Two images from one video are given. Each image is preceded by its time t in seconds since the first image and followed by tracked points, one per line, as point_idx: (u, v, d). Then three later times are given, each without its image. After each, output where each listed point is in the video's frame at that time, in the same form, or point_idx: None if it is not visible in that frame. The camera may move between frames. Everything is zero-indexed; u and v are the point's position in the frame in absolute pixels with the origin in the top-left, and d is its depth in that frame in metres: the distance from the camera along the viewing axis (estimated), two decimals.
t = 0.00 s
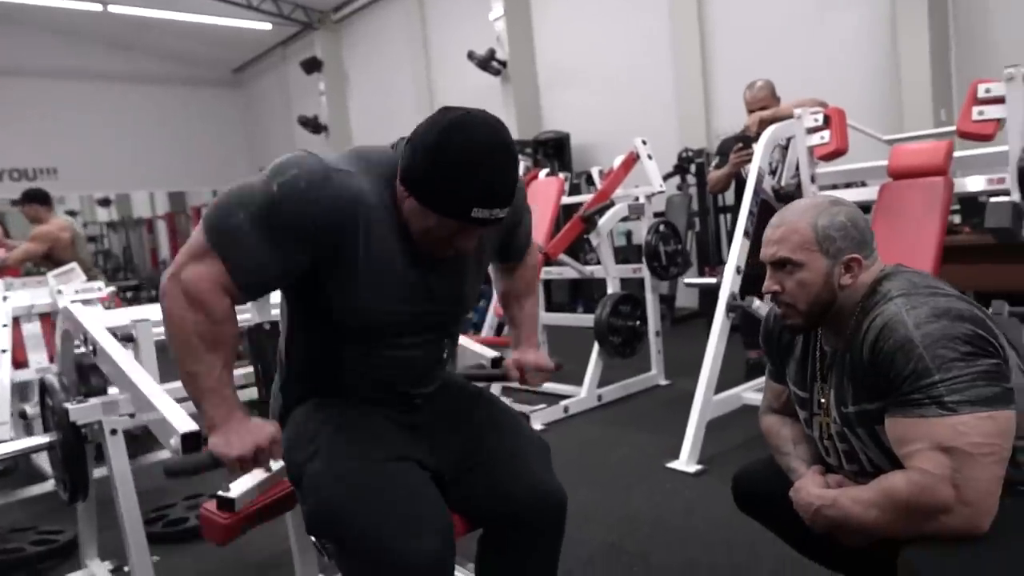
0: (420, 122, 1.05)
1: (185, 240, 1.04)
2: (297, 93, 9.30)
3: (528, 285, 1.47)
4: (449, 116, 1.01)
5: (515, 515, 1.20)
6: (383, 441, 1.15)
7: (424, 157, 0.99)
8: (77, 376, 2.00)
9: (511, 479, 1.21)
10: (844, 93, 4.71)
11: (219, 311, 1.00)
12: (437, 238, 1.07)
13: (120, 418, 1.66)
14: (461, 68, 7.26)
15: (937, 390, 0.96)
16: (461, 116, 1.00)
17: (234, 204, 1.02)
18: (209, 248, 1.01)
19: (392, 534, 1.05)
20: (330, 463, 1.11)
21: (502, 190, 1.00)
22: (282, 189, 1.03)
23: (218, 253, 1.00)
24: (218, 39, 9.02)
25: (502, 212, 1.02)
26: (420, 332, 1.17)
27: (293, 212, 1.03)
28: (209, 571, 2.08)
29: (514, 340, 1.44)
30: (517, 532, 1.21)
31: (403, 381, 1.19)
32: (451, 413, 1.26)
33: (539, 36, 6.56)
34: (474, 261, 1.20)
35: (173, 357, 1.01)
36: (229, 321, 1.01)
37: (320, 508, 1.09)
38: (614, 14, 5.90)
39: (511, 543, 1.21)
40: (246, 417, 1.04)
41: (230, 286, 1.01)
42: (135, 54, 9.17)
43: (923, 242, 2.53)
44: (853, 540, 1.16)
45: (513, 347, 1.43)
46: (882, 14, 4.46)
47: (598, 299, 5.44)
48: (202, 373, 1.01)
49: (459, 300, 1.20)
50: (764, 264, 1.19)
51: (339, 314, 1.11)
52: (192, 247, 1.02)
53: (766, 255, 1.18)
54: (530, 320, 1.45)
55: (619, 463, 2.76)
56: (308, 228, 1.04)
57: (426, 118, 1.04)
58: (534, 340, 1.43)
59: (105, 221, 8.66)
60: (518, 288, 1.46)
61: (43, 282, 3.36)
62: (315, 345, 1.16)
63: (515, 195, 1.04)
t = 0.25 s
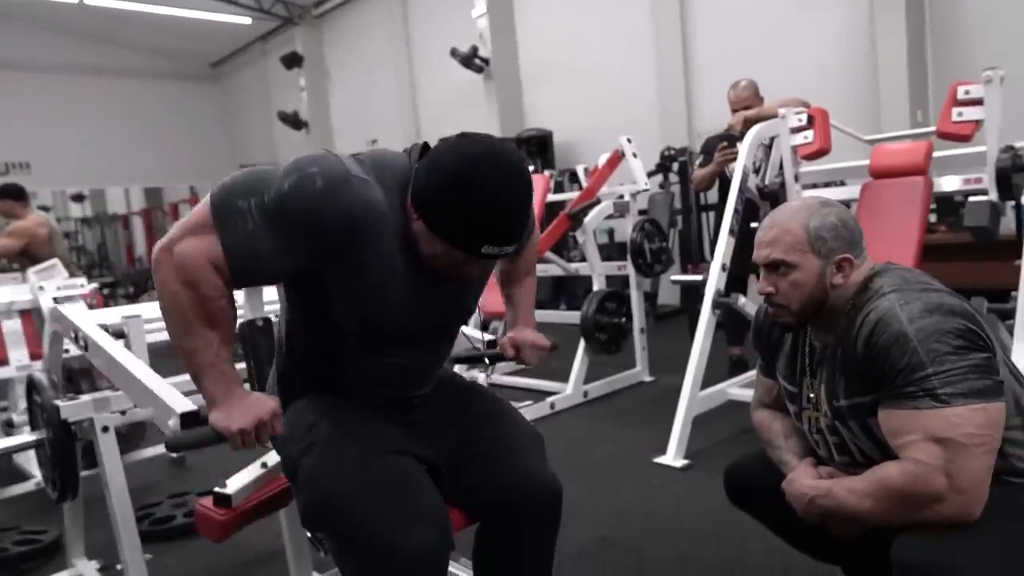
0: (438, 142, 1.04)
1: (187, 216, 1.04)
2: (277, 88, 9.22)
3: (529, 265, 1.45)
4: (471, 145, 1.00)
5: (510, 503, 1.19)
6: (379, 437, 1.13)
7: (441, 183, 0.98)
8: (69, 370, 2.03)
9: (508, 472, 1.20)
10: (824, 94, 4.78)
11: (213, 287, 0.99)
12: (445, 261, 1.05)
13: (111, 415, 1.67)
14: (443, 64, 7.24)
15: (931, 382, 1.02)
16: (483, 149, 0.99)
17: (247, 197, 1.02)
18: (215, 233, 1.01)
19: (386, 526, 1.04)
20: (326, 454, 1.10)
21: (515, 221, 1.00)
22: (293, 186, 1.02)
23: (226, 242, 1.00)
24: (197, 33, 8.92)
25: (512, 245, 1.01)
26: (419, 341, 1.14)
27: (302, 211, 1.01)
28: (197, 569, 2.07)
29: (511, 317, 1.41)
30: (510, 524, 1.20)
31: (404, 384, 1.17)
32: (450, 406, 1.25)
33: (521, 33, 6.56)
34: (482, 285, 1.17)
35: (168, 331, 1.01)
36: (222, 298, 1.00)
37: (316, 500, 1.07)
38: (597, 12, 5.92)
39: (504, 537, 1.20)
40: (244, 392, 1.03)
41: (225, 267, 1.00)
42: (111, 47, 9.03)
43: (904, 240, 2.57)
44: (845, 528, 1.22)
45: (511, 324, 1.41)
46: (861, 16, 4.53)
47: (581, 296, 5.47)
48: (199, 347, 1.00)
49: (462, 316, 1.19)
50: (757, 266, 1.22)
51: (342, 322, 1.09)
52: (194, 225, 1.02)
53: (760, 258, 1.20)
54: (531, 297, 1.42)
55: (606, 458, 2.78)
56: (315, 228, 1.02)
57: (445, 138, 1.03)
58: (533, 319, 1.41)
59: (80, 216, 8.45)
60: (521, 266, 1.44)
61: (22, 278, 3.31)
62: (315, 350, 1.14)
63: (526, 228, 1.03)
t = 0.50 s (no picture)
0: (445, 175, 1.04)
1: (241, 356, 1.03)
2: (258, 87, 9.15)
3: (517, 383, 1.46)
4: (483, 176, 1.00)
5: (519, 502, 1.21)
6: (388, 440, 1.15)
7: (460, 213, 0.98)
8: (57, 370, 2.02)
9: (515, 464, 1.22)
10: (806, 94, 4.83)
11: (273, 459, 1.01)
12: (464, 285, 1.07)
13: (106, 414, 1.66)
14: (426, 64, 7.23)
15: (927, 376, 1.05)
16: (496, 176, 0.99)
17: (270, 307, 1.01)
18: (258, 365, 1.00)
19: (400, 527, 1.06)
20: (338, 462, 1.12)
21: (534, 236, 1.01)
22: (314, 284, 1.01)
23: (262, 366, 1.00)
24: (176, 31, 8.83)
25: (534, 266, 1.03)
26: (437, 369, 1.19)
27: (320, 295, 1.01)
28: (189, 570, 2.05)
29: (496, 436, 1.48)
30: (518, 523, 1.22)
31: (413, 391, 1.18)
32: (453, 405, 1.25)
33: (504, 33, 6.57)
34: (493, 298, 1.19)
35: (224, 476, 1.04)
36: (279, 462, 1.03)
37: (325, 505, 1.09)
38: (580, 12, 5.95)
39: (511, 534, 1.22)
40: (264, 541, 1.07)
41: (288, 413, 1.01)
42: (89, 45, 8.92)
43: (888, 237, 2.62)
44: (843, 519, 1.25)
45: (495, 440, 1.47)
46: (842, 16, 4.59)
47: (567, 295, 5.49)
48: (246, 503, 1.03)
49: (476, 332, 1.21)
50: (748, 276, 1.22)
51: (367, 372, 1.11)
52: (253, 374, 1.02)
53: (751, 269, 1.21)
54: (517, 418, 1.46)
55: (597, 455, 2.80)
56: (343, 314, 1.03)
57: (454, 169, 1.03)
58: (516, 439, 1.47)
59: (56, 216, 8.37)
60: (511, 383, 1.45)
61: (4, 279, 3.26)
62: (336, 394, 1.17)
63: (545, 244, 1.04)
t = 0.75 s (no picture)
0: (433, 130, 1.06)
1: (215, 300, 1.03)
2: (245, 82, 9.09)
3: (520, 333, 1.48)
4: (467, 123, 1.02)
5: (522, 493, 1.21)
6: (394, 427, 1.16)
7: (443, 167, 1.01)
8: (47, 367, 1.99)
9: (518, 456, 1.23)
10: (795, 91, 4.86)
11: (251, 386, 1.00)
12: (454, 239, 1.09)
13: (106, 410, 1.66)
14: (416, 60, 7.21)
15: (929, 366, 1.08)
16: (480, 123, 1.02)
17: (258, 253, 1.01)
18: (239, 302, 1.00)
19: (407, 513, 1.06)
20: (343, 450, 1.12)
21: (521, 186, 1.03)
22: (303, 229, 1.01)
23: (246, 306, 1.00)
24: (163, 26, 8.75)
25: (521, 213, 1.04)
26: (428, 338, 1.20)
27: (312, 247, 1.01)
28: (186, 566, 2.05)
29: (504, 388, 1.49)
30: (518, 514, 1.22)
31: (409, 374, 1.20)
32: (456, 397, 1.28)
33: (494, 29, 6.57)
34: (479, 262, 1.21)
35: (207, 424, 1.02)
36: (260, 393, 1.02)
37: (334, 493, 1.09)
38: (570, 9, 5.96)
39: (511, 528, 1.22)
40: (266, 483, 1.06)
41: (265, 349, 1.01)
42: (73, 39, 8.82)
43: (879, 232, 2.64)
44: (843, 508, 1.28)
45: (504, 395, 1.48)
46: (831, 14, 4.62)
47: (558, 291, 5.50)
48: (234, 441, 1.02)
49: (467, 301, 1.22)
50: (754, 259, 1.25)
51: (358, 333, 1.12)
52: (226, 310, 1.01)
53: (758, 251, 1.24)
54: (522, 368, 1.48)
55: (592, 449, 2.82)
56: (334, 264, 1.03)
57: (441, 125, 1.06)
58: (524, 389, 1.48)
59: (40, 212, 8.21)
60: (512, 332, 1.47)
61: None
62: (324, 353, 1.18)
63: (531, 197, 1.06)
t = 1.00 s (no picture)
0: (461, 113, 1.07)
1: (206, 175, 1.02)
2: (237, 81, 9.05)
3: (527, 238, 1.53)
4: (495, 115, 1.03)
5: (519, 485, 1.21)
6: (398, 420, 1.16)
7: (460, 156, 1.01)
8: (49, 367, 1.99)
9: (517, 452, 1.23)
10: (788, 91, 4.88)
11: (231, 244, 0.98)
12: (465, 230, 1.08)
13: (106, 408, 1.66)
14: (409, 59, 7.20)
15: (936, 361, 1.10)
16: (506, 116, 1.02)
17: (273, 159, 1.01)
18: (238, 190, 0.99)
19: (409, 506, 1.06)
20: (346, 443, 1.12)
21: (539, 186, 1.03)
22: (322, 154, 1.02)
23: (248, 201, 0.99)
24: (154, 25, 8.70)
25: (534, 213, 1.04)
26: (438, 315, 1.17)
27: (329, 176, 1.02)
28: (185, 565, 2.04)
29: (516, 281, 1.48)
30: (518, 510, 1.23)
31: (414, 364, 1.20)
32: (459, 395, 1.29)
33: (487, 28, 6.56)
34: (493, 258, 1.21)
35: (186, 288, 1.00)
36: (239, 256, 1.00)
37: (337, 486, 1.09)
38: (564, 9, 5.96)
39: (509, 522, 1.23)
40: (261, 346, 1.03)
41: (243, 224, 0.99)
42: (63, 37, 8.75)
43: (875, 231, 2.66)
44: (844, 501, 1.30)
45: (512, 290, 1.47)
46: (824, 14, 4.65)
47: (552, 290, 5.51)
48: (218, 304, 0.99)
49: (475, 288, 1.21)
50: (760, 252, 1.27)
51: (365, 291, 1.11)
52: (211, 180, 1.00)
53: (764, 244, 1.26)
54: (529, 263, 1.50)
55: (589, 447, 2.83)
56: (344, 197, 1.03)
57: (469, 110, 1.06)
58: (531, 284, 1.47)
59: (28, 211, 7.93)
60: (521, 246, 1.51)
61: None
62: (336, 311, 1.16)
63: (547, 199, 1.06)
